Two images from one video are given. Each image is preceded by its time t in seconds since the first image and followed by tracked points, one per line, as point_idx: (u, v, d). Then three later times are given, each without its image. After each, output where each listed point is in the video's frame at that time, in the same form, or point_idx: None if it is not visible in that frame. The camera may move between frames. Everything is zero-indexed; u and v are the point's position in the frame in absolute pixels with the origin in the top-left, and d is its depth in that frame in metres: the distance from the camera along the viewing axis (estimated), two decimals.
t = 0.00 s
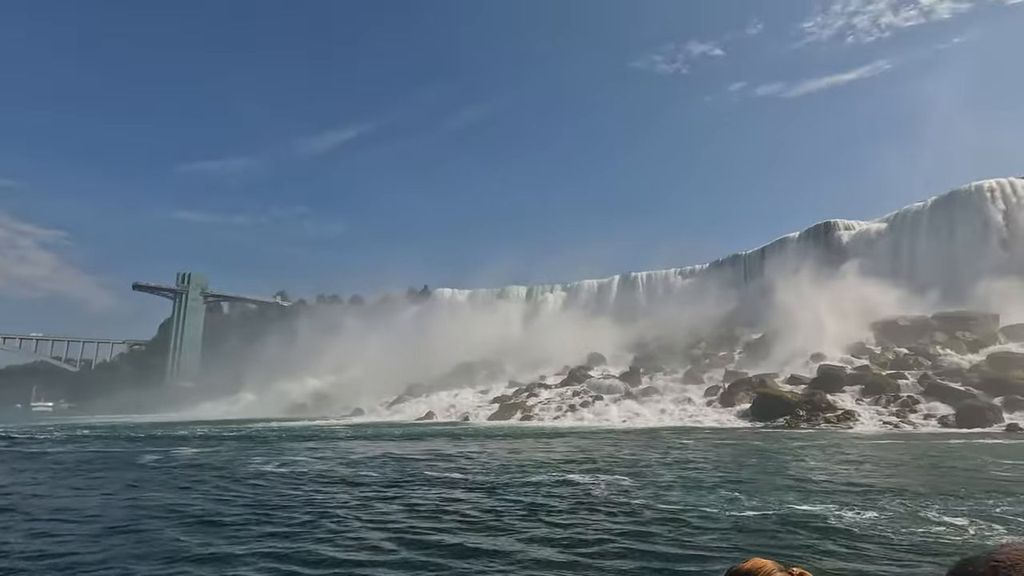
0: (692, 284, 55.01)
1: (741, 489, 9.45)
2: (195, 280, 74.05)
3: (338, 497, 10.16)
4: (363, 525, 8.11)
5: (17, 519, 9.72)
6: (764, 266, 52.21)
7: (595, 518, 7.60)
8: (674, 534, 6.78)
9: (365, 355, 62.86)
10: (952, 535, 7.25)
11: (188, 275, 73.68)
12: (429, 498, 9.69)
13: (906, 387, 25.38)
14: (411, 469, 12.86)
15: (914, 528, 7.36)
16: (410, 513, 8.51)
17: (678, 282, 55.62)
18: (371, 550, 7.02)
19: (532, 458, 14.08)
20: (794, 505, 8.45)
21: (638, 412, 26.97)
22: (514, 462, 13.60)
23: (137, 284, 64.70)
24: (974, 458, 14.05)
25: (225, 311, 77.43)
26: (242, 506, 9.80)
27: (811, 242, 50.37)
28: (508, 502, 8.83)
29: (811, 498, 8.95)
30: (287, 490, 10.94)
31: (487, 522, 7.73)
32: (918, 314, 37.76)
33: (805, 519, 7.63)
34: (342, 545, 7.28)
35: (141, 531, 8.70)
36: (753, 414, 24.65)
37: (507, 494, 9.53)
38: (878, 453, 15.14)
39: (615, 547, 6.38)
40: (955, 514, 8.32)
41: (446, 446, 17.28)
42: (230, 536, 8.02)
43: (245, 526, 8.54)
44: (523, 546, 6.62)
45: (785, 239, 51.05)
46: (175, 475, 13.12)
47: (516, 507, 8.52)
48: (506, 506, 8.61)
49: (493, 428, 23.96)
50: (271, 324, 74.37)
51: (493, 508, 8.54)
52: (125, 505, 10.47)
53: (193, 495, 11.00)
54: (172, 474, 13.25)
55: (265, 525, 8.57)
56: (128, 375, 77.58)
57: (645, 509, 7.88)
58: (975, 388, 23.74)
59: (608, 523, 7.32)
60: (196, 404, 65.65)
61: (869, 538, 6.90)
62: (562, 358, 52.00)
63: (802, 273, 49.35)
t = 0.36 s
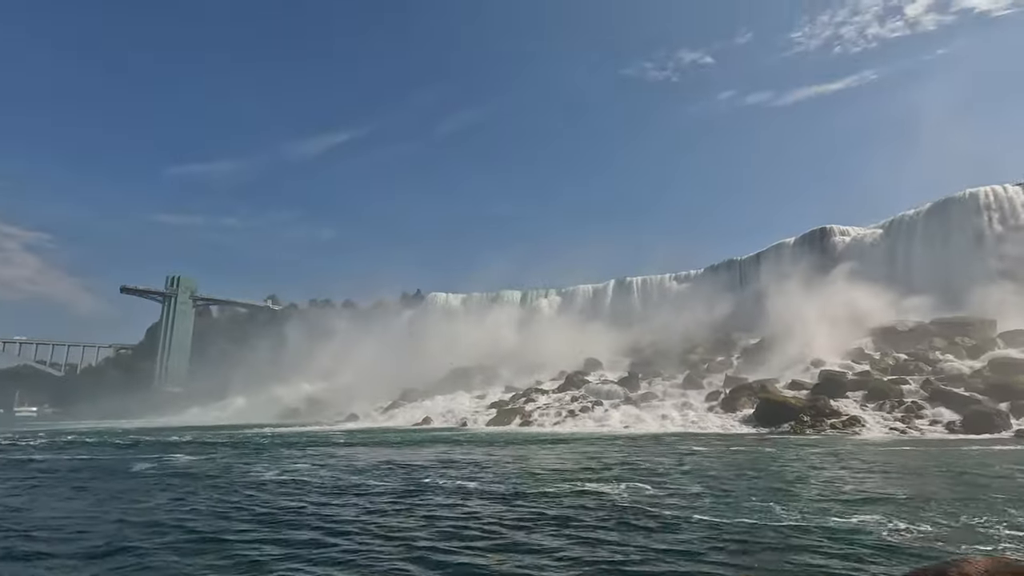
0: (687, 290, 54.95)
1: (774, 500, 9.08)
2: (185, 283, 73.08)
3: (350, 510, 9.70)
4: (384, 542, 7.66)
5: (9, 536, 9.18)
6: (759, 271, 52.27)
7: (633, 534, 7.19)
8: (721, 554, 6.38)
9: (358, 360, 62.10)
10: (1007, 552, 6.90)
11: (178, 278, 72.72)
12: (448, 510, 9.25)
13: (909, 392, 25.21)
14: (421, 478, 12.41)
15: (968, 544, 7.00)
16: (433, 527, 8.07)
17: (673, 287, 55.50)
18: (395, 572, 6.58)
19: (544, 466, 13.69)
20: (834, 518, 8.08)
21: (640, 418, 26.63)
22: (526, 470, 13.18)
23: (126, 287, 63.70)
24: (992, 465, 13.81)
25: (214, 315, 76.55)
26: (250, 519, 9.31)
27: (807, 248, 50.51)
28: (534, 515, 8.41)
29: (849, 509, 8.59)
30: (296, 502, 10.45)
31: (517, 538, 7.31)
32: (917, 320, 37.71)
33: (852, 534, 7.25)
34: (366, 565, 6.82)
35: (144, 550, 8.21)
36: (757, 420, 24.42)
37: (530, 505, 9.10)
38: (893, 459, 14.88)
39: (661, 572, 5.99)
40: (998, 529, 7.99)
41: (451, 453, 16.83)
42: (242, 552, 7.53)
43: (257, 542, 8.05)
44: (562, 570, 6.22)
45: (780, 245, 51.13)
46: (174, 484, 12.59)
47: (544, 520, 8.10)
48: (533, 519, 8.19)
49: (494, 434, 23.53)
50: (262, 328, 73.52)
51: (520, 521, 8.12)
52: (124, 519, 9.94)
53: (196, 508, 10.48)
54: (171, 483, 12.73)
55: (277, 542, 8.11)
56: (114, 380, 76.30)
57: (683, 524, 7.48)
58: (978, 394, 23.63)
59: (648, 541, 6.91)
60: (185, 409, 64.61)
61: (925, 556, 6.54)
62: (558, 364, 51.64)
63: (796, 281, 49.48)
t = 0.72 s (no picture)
0: (682, 294, 54.83)
1: (812, 509, 8.67)
2: (173, 285, 72.02)
3: (361, 519, 9.15)
4: (410, 553, 7.15)
5: None
6: (754, 276, 52.22)
7: (681, 547, 6.72)
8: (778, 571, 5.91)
9: (351, 364, 61.38)
10: None
11: (167, 281, 71.67)
12: (467, 519, 8.71)
13: (912, 397, 25.01)
14: (432, 485, 11.92)
15: None
16: (460, 537, 7.57)
17: (668, 292, 55.35)
18: None
19: (557, 472, 13.24)
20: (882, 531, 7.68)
21: (641, 422, 26.22)
22: (539, 476, 12.67)
23: (113, 290, 62.70)
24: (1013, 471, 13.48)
25: (203, 318, 75.59)
26: (260, 529, 8.75)
27: (802, 252, 50.49)
28: (563, 524, 7.93)
29: (894, 518, 8.21)
30: (305, 511, 9.91)
31: (552, 550, 6.83)
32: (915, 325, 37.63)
33: (910, 546, 6.86)
34: None
35: (142, 563, 7.60)
36: (761, 425, 24.12)
37: (559, 513, 8.64)
38: (911, 464, 14.53)
39: None
40: None
41: (456, 459, 16.34)
42: (255, 565, 7.00)
43: (271, 553, 7.50)
44: None
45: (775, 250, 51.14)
46: (174, 493, 12.00)
47: (578, 530, 7.62)
48: (566, 528, 7.71)
49: (495, 439, 23.02)
50: (252, 332, 72.52)
51: (552, 530, 7.66)
52: (123, 530, 9.33)
53: (200, 520, 9.91)
54: (170, 492, 12.14)
55: (286, 555, 7.53)
56: (99, 384, 74.96)
57: (727, 535, 7.05)
58: (983, 399, 23.43)
59: (699, 554, 6.43)
60: (174, 413, 63.47)
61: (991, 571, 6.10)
62: (553, 368, 51.22)
63: (791, 286, 49.46)
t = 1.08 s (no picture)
0: (678, 297, 54.65)
1: (850, 517, 8.36)
2: (163, 286, 71.03)
3: (380, 529, 8.73)
4: (442, 567, 6.75)
5: None
6: (751, 280, 52.10)
7: (731, 559, 6.39)
8: None
9: (345, 366, 60.67)
10: None
11: (157, 282, 70.66)
12: (493, 528, 8.33)
13: (916, 400, 24.84)
14: (446, 491, 11.50)
15: None
16: (492, 549, 7.18)
17: (664, 295, 55.14)
18: None
19: (572, 478, 12.87)
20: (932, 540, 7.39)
21: (644, 426, 25.89)
22: (556, 482, 12.28)
23: (101, 291, 61.67)
24: None
25: (193, 320, 74.63)
26: (274, 540, 8.30)
27: (799, 256, 50.40)
28: (598, 534, 7.56)
29: (939, 525, 7.93)
30: (320, 520, 9.46)
31: (593, 565, 6.46)
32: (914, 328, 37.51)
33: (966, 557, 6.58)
34: None
35: None
36: (765, 428, 23.86)
37: (590, 522, 8.26)
38: (928, 468, 14.29)
39: None
40: None
41: (464, 464, 15.93)
42: None
43: (292, 567, 7.08)
44: None
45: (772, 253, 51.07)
46: (176, 500, 11.51)
47: (614, 541, 7.24)
48: (602, 539, 7.34)
49: (497, 442, 22.59)
50: (244, 334, 71.69)
51: (589, 542, 7.27)
52: (128, 539, 8.86)
53: (208, 528, 9.44)
54: (172, 498, 11.65)
55: (307, 566, 7.10)
56: (86, 386, 73.71)
57: (775, 547, 6.70)
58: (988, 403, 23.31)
59: (752, 568, 6.09)
60: (164, 416, 62.49)
61: None
62: (549, 371, 50.75)
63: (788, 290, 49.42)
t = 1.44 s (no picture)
0: (674, 299, 54.46)
1: (885, 531, 8.17)
2: (154, 286, 70.09)
3: (400, 538, 8.39)
4: None
5: None
6: (748, 282, 52.03)
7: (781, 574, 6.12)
8: None
9: (338, 369, 59.94)
10: None
11: (147, 282, 69.74)
12: (520, 537, 8.02)
13: (920, 402, 24.68)
14: (461, 495, 11.20)
15: None
16: (525, 562, 6.87)
17: (660, 297, 54.94)
18: None
19: (587, 482, 12.59)
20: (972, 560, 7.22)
21: (646, 428, 25.61)
22: (571, 487, 12.00)
23: (91, 291, 60.73)
24: None
25: (184, 321, 73.84)
26: (292, 550, 7.97)
27: (796, 258, 50.26)
28: (633, 546, 7.26)
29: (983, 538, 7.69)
30: (336, 528, 9.13)
31: None
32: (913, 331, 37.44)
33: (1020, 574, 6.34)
34: None
35: None
36: (769, 430, 23.63)
37: (620, 530, 8.00)
38: (944, 472, 14.05)
39: None
40: None
41: (472, 467, 15.59)
42: None
43: None
44: None
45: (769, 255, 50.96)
46: (181, 505, 11.11)
47: (652, 553, 6.98)
48: (638, 551, 7.05)
49: (499, 445, 22.19)
50: (236, 336, 70.93)
51: (625, 554, 6.98)
52: (137, 547, 8.51)
53: (218, 536, 9.08)
54: (176, 503, 11.26)
55: None
56: (74, 388, 72.57)
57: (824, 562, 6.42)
58: (993, 406, 23.17)
59: None
60: (155, 418, 61.60)
61: None
62: (546, 373, 50.32)
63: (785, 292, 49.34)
